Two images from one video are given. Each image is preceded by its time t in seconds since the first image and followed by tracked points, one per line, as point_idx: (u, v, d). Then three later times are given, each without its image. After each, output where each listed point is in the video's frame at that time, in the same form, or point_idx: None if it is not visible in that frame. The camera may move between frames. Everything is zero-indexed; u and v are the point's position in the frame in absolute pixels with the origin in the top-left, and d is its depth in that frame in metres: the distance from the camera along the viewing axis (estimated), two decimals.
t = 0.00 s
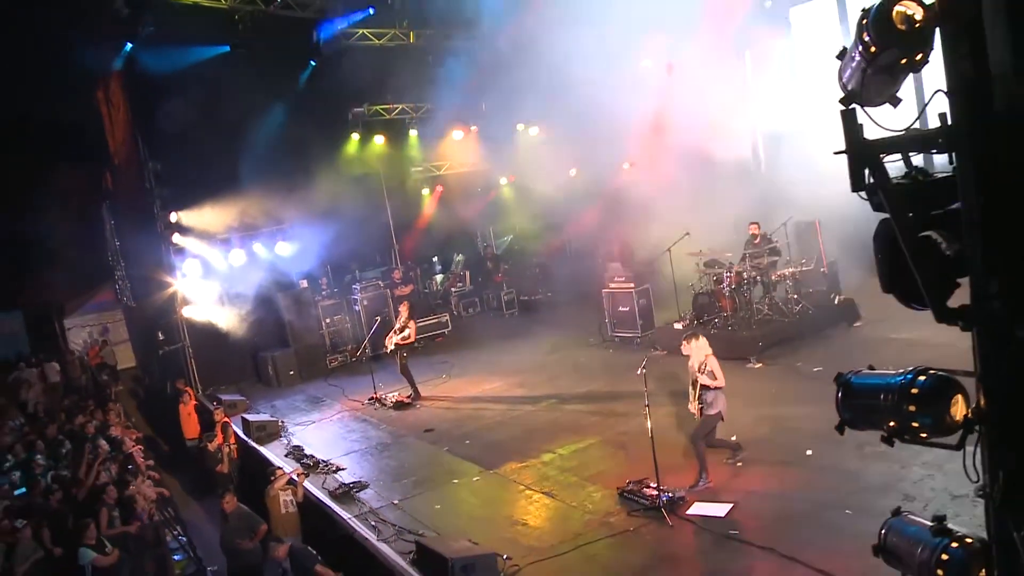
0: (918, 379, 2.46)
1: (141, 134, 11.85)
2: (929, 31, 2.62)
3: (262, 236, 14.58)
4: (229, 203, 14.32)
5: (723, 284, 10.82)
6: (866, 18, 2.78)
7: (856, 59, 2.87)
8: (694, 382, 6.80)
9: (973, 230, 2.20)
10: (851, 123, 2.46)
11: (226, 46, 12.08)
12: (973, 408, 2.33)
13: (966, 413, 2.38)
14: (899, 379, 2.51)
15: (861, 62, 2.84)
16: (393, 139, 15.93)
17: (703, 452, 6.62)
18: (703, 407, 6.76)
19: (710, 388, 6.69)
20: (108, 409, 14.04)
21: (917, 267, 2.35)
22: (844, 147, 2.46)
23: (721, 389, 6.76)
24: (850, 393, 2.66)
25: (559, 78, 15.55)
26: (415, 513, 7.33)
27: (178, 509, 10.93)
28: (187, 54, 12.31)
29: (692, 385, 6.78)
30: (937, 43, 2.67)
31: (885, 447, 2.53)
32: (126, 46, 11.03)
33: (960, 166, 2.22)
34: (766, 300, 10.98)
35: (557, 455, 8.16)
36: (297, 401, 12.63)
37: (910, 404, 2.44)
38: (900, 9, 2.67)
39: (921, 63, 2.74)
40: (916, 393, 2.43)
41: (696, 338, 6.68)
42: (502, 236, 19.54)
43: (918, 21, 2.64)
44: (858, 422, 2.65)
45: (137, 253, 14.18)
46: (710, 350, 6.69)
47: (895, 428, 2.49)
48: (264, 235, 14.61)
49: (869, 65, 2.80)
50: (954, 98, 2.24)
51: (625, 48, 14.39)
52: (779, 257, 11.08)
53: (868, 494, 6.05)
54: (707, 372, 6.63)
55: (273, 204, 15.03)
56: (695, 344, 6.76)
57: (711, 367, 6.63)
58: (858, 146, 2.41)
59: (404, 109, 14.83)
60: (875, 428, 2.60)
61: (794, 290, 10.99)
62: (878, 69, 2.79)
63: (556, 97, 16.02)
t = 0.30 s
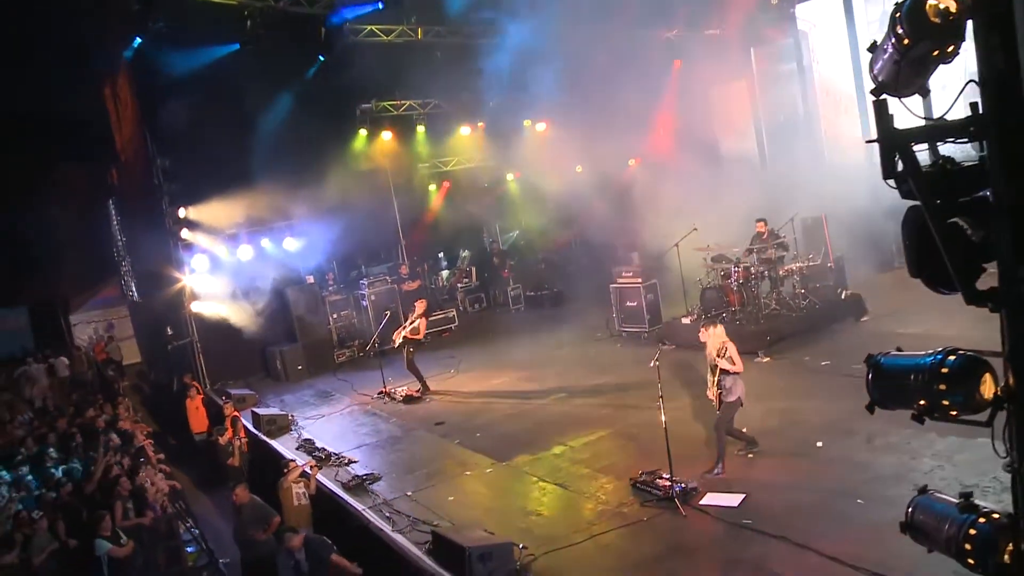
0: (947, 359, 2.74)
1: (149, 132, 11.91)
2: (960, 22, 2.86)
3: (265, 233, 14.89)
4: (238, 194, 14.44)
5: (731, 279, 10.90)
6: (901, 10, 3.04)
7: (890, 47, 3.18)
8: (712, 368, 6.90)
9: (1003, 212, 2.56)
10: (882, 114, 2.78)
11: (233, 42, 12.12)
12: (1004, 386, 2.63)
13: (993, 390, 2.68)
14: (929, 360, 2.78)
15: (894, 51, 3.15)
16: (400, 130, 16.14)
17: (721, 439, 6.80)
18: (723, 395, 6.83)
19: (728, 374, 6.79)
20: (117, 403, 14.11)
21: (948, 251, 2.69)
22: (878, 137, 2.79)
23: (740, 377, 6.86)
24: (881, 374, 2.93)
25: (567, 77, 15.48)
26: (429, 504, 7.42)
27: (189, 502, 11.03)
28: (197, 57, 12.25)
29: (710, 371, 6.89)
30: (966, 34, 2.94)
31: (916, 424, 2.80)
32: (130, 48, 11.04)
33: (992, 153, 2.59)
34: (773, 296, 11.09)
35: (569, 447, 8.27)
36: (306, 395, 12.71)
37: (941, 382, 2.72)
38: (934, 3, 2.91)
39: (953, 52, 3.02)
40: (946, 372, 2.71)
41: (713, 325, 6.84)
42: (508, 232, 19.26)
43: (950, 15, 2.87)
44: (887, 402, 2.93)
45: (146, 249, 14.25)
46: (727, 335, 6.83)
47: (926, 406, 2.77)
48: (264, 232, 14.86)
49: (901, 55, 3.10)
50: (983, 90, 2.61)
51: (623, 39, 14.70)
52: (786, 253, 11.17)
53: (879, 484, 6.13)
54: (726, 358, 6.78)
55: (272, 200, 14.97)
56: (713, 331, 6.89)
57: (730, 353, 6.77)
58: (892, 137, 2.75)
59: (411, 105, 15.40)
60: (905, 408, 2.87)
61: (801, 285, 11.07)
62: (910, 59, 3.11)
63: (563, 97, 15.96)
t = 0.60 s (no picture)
0: (973, 338, 2.95)
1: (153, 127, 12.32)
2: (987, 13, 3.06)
3: (270, 226, 15.04)
4: (243, 186, 14.52)
5: (736, 272, 10.99)
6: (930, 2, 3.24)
7: (920, 39, 3.40)
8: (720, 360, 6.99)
9: None
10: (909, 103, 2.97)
11: (241, 40, 12.48)
12: None
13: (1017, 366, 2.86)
14: (956, 337, 3.00)
15: (923, 43, 3.37)
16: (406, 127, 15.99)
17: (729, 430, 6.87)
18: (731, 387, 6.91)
19: (734, 366, 6.88)
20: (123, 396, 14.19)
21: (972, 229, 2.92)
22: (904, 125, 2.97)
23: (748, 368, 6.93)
24: (909, 352, 3.16)
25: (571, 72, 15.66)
26: (439, 493, 7.50)
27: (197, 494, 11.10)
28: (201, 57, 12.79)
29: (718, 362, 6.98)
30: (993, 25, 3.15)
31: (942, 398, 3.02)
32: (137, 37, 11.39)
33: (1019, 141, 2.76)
34: (778, 290, 11.16)
35: (578, 438, 8.37)
36: (312, 388, 12.79)
37: (966, 358, 2.93)
38: None
39: (979, 43, 3.23)
40: (971, 349, 2.92)
41: (724, 316, 6.91)
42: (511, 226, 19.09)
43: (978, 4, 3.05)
44: (916, 378, 3.16)
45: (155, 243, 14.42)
46: (736, 328, 6.86)
47: (951, 381, 2.99)
48: (269, 225, 15.03)
49: (932, 44, 3.30)
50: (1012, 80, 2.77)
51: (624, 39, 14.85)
52: (791, 247, 11.26)
53: (887, 474, 6.21)
54: (734, 349, 6.84)
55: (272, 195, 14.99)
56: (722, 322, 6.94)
57: (738, 344, 6.82)
58: (919, 122, 3.01)
59: (416, 100, 15.12)
60: (933, 384, 3.10)
61: (805, 278, 11.14)
62: (939, 49, 3.31)
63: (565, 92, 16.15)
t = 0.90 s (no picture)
0: (986, 316, 3.09)
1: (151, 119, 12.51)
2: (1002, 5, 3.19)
3: (269, 222, 14.41)
4: (241, 181, 14.29)
5: (732, 266, 11.13)
6: None
7: (935, 30, 3.50)
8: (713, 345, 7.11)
9: None
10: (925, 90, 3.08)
11: (242, 37, 13.00)
12: None
13: None
14: (969, 316, 3.15)
15: (939, 34, 3.47)
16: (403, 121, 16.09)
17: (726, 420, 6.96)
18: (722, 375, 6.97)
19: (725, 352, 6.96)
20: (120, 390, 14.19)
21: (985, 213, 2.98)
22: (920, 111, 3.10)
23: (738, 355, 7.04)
24: (924, 332, 3.29)
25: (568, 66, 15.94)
26: (443, 483, 7.59)
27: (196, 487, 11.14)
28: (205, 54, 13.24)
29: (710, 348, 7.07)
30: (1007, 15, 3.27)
31: (957, 374, 3.15)
32: (142, 21, 12.00)
33: None
34: (774, 283, 11.25)
35: (579, 429, 8.48)
36: (310, 381, 12.83)
37: (981, 335, 3.07)
38: None
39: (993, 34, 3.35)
40: (985, 327, 3.06)
41: (721, 301, 6.97)
42: (505, 222, 18.59)
43: None
44: (933, 356, 3.28)
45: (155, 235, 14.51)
46: (732, 313, 6.96)
47: (965, 357, 3.13)
48: (267, 220, 14.33)
49: (948, 35, 3.40)
50: None
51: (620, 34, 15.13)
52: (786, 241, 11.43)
53: (885, 462, 6.32)
54: (725, 333, 6.95)
55: (273, 189, 14.72)
56: (719, 307, 7.06)
57: (730, 329, 6.95)
58: (935, 109, 3.05)
59: (413, 94, 15.08)
60: (948, 361, 3.24)
61: (801, 272, 11.25)
62: (955, 39, 3.41)
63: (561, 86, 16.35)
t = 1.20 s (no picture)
0: (995, 295, 3.29)
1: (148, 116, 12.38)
2: None
3: (265, 216, 14.96)
4: (240, 176, 14.68)
5: (729, 260, 11.29)
6: None
7: (947, 21, 3.60)
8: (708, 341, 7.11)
9: None
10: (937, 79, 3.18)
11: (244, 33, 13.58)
12: None
13: None
14: (979, 296, 3.33)
15: (951, 25, 3.57)
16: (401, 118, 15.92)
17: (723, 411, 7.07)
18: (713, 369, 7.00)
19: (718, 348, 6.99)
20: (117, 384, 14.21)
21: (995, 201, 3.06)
22: (932, 100, 3.20)
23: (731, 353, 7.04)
24: (933, 312, 3.46)
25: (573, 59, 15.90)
26: (446, 474, 7.67)
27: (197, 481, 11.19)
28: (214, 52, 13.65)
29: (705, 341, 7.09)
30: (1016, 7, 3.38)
31: (968, 352, 3.33)
32: (138, 15, 11.94)
33: None
34: (769, 277, 11.32)
35: (579, 420, 8.57)
36: (309, 375, 12.87)
37: (990, 314, 3.25)
38: None
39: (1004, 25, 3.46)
40: (994, 305, 3.25)
41: (719, 297, 7.00)
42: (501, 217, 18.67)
43: None
44: (944, 335, 3.46)
45: (154, 229, 14.43)
46: (730, 311, 6.98)
47: (975, 336, 3.32)
48: (264, 214, 14.93)
49: (960, 26, 3.51)
50: None
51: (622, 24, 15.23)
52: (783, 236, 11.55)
53: (884, 450, 6.44)
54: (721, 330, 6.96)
55: (273, 180, 15.21)
56: (717, 303, 7.05)
57: (726, 326, 6.95)
58: (943, 99, 3.16)
59: (410, 91, 14.48)
60: (957, 339, 3.41)
61: (797, 267, 11.33)
62: (967, 30, 3.51)
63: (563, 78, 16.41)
